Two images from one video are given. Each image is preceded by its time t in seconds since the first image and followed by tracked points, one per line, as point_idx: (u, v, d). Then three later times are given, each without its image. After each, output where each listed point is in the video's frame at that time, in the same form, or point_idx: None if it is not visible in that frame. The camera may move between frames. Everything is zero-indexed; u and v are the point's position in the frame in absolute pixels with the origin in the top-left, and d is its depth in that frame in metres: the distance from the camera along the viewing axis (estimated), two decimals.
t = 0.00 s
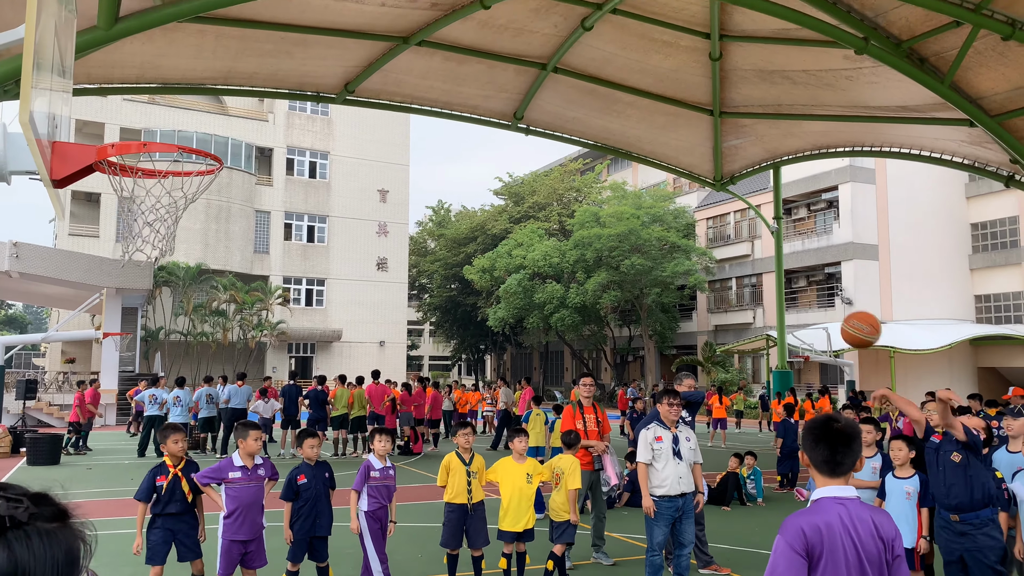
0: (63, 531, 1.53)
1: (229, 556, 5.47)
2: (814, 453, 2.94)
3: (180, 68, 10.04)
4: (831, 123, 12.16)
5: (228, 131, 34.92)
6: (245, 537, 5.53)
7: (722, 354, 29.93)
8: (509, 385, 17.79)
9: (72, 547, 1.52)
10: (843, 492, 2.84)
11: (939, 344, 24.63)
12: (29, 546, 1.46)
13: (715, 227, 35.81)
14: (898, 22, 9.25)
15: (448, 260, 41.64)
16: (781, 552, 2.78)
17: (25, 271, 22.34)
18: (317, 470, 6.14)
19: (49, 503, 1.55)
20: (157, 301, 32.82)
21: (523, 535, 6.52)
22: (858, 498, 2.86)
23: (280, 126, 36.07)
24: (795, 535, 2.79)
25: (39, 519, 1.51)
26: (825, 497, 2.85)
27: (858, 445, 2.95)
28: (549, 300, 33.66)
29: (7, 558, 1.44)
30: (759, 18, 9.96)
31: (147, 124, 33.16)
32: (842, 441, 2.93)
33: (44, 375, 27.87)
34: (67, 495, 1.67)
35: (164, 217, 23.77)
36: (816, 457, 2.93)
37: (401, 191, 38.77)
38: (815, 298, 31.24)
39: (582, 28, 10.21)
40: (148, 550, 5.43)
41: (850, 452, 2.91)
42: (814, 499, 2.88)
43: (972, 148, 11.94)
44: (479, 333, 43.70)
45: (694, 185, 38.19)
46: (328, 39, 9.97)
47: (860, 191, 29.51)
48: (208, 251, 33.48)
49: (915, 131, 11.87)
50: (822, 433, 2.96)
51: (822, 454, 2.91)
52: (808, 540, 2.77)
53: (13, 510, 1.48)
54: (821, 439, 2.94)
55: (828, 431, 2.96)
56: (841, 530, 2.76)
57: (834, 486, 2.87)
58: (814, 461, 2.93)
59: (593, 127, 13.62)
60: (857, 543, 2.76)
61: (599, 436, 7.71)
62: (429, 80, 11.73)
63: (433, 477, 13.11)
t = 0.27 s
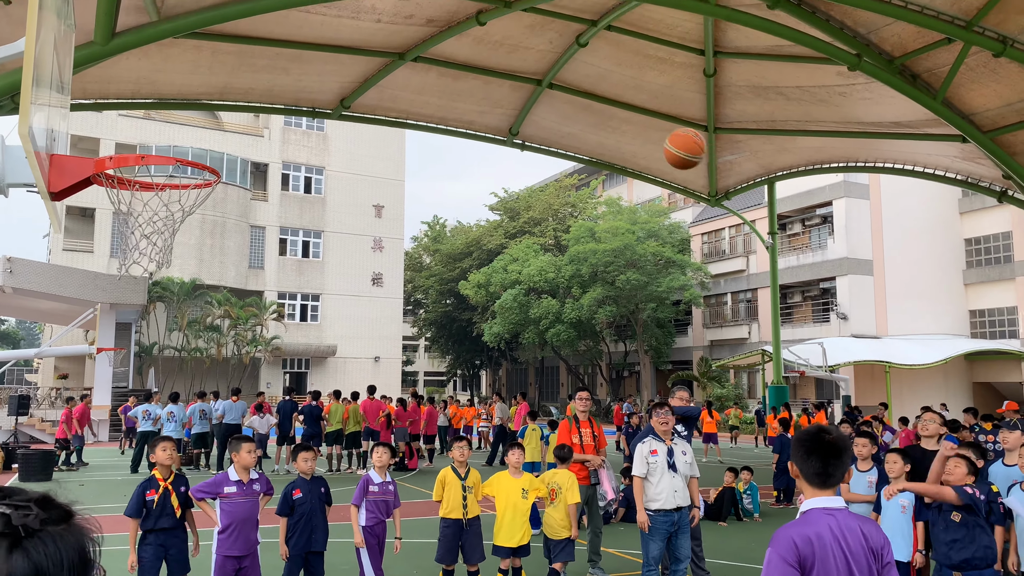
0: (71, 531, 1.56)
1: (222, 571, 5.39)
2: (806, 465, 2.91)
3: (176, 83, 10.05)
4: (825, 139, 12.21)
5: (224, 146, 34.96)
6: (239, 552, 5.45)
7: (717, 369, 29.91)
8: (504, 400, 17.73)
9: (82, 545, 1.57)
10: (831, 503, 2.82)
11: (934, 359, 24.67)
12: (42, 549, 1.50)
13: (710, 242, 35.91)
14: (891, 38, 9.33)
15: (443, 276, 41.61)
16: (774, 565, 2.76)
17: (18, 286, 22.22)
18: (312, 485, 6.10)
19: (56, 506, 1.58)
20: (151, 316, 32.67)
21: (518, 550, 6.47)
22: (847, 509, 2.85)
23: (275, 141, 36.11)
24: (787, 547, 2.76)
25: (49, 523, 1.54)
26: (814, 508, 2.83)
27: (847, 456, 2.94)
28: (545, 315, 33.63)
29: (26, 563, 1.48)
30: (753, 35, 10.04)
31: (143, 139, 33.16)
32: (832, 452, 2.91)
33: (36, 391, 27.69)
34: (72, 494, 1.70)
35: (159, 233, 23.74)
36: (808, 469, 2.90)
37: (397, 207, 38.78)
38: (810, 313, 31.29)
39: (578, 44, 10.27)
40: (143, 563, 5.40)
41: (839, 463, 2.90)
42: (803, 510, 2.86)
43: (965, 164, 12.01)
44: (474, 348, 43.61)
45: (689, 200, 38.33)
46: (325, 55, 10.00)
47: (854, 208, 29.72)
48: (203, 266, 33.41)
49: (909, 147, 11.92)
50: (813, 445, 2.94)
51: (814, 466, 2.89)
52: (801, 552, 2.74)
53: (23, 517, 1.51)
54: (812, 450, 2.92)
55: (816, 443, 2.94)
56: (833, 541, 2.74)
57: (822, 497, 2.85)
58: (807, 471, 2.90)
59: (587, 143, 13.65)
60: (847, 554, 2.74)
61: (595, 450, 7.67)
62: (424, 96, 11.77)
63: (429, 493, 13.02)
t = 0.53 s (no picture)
0: (49, 536, 1.63)
1: None
2: (805, 475, 2.90)
3: (173, 92, 10.07)
4: (820, 149, 12.28)
5: (221, 154, 35.00)
6: (232, 562, 5.45)
7: (713, 377, 29.93)
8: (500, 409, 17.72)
9: (65, 546, 1.64)
10: (821, 513, 2.84)
11: (930, 368, 24.72)
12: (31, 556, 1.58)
13: (706, 251, 35.99)
14: (885, 49, 9.40)
15: (440, 283, 41.61)
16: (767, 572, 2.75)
17: (14, 293, 22.17)
18: (308, 493, 6.07)
19: (36, 514, 1.65)
20: (147, 324, 32.62)
21: (512, 559, 6.47)
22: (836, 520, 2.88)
23: (272, 149, 36.15)
24: (782, 556, 2.75)
25: (34, 532, 1.61)
26: (805, 517, 2.84)
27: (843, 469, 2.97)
28: (542, 323, 33.64)
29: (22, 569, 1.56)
30: (748, 45, 10.10)
31: (140, 146, 33.17)
32: (832, 465, 2.92)
33: (31, 399, 27.61)
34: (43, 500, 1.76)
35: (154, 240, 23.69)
36: (809, 479, 2.89)
37: (394, 215, 38.80)
38: (806, 321, 31.36)
39: (574, 54, 10.32)
40: (147, 573, 5.32)
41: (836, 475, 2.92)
42: (795, 519, 2.86)
43: (960, 174, 12.06)
44: (471, 356, 43.57)
45: (685, 209, 38.41)
46: (322, 64, 10.03)
47: (850, 217, 29.80)
48: (199, 274, 33.38)
49: (904, 157, 11.98)
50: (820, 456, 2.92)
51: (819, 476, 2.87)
52: (795, 562, 2.74)
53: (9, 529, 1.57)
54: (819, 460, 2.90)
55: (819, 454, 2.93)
56: (828, 552, 2.74)
57: (813, 508, 2.87)
58: (807, 480, 2.89)
59: (584, 152, 13.70)
60: (836, 564, 2.74)
61: (590, 459, 7.66)
62: (421, 104, 11.81)
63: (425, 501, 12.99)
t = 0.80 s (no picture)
0: (30, 532, 1.70)
1: None
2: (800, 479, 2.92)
3: (172, 96, 10.08)
4: (817, 154, 12.31)
5: (220, 158, 35.02)
6: (229, 565, 5.45)
7: (712, 382, 29.93)
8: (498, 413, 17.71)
9: (46, 540, 1.71)
10: (809, 516, 2.85)
11: (928, 373, 24.75)
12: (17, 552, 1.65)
13: (705, 255, 36.03)
14: (882, 54, 9.43)
15: (438, 288, 41.62)
16: None
17: (12, 297, 22.16)
18: (305, 497, 6.07)
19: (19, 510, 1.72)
20: (145, 328, 32.60)
21: (508, 563, 6.47)
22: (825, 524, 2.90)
23: (271, 153, 36.18)
24: (779, 561, 2.75)
25: (17, 527, 1.67)
26: (797, 522, 2.84)
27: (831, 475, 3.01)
28: (540, 328, 33.64)
29: (14, 565, 1.63)
30: (746, 50, 10.13)
31: (138, 150, 33.19)
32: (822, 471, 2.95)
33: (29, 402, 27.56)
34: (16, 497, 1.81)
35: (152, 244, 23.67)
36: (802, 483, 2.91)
37: (393, 219, 38.81)
38: (805, 326, 31.39)
39: (573, 58, 10.34)
40: None
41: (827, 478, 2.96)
42: (787, 523, 2.85)
43: (957, 179, 12.09)
44: (469, 360, 43.54)
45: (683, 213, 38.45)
46: (320, 68, 10.04)
47: (848, 221, 29.76)
48: (198, 278, 33.37)
49: (901, 163, 12.01)
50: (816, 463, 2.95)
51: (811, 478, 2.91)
52: (793, 565, 2.74)
53: None
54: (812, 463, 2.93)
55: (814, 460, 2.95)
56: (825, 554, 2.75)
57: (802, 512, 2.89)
58: (800, 484, 2.91)
59: (582, 156, 13.72)
60: (827, 566, 2.74)
61: (587, 464, 7.66)
62: (420, 109, 11.82)
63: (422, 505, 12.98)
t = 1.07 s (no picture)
0: (35, 530, 1.70)
1: None
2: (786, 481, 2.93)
3: (172, 98, 10.09)
4: (817, 156, 12.31)
5: (220, 160, 35.03)
6: (226, 568, 5.46)
7: (711, 384, 29.93)
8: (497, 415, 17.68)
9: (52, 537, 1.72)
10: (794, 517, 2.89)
11: (927, 376, 24.76)
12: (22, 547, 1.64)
13: (704, 257, 36.05)
14: (881, 57, 9.44)
15: (438, 290, 41.62)
16: None
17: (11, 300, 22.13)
18: (303, 500, 6.06)
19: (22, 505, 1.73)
20: (144, 330, 32.60)
21: (507, 566, 6.47)
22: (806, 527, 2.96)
23: (271, 155, 36.20)
24: (774, 562, 2.78)
25: (23, 525, 1.68)
26: (783, 523, 2.88)
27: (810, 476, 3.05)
28: (539, 330, 33.62)
29: (21, 562, 1.62)
30: (745, 53, 10.15)
31: (137, 152, 33.19)
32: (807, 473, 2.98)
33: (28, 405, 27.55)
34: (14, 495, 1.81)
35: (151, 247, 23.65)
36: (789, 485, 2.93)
37: (392, 221, 38.82)
38: (804, 328, 31.39)
39: (572, 61, 10.35)
40: None
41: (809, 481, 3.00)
42: (774, 524, 2.89)
43: (956, 181, 12.10)
44: (469, 363, 43.51)
45: (683, 216, 38.47)
46: (320, 70, 10.05)
47: (847, 224, 29.84)
48: (197, 280, 33.37)
49: (900, 165, 12.02)
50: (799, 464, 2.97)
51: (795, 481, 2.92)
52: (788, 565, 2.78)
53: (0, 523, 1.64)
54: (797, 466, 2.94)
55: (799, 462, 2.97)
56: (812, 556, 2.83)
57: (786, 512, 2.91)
58: (785, 487, 2.92)
59: (581, 159, 13.73)
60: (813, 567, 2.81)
61: (585, 466, 7.65)
62: (419, 111, 11.83)
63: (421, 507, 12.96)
